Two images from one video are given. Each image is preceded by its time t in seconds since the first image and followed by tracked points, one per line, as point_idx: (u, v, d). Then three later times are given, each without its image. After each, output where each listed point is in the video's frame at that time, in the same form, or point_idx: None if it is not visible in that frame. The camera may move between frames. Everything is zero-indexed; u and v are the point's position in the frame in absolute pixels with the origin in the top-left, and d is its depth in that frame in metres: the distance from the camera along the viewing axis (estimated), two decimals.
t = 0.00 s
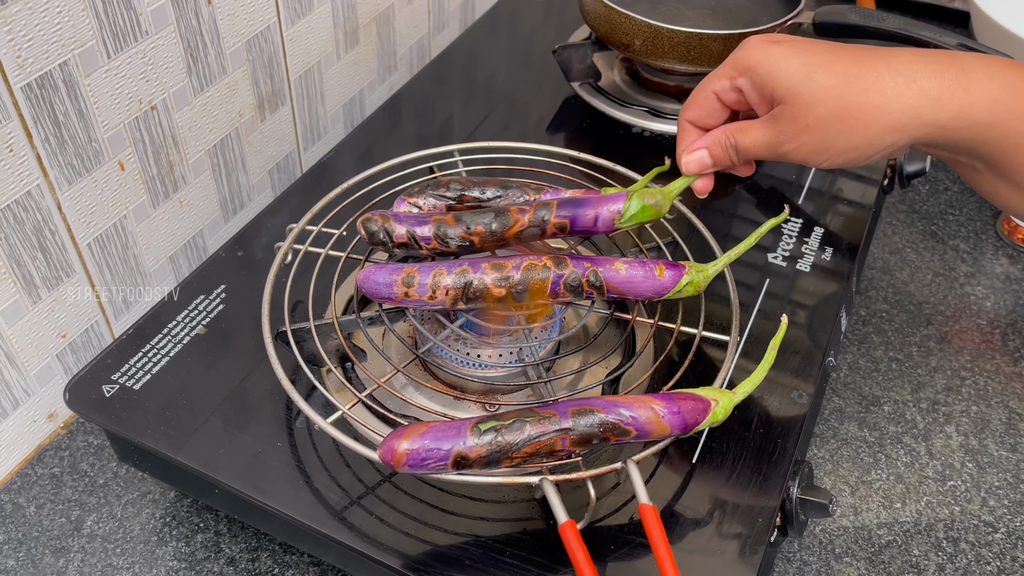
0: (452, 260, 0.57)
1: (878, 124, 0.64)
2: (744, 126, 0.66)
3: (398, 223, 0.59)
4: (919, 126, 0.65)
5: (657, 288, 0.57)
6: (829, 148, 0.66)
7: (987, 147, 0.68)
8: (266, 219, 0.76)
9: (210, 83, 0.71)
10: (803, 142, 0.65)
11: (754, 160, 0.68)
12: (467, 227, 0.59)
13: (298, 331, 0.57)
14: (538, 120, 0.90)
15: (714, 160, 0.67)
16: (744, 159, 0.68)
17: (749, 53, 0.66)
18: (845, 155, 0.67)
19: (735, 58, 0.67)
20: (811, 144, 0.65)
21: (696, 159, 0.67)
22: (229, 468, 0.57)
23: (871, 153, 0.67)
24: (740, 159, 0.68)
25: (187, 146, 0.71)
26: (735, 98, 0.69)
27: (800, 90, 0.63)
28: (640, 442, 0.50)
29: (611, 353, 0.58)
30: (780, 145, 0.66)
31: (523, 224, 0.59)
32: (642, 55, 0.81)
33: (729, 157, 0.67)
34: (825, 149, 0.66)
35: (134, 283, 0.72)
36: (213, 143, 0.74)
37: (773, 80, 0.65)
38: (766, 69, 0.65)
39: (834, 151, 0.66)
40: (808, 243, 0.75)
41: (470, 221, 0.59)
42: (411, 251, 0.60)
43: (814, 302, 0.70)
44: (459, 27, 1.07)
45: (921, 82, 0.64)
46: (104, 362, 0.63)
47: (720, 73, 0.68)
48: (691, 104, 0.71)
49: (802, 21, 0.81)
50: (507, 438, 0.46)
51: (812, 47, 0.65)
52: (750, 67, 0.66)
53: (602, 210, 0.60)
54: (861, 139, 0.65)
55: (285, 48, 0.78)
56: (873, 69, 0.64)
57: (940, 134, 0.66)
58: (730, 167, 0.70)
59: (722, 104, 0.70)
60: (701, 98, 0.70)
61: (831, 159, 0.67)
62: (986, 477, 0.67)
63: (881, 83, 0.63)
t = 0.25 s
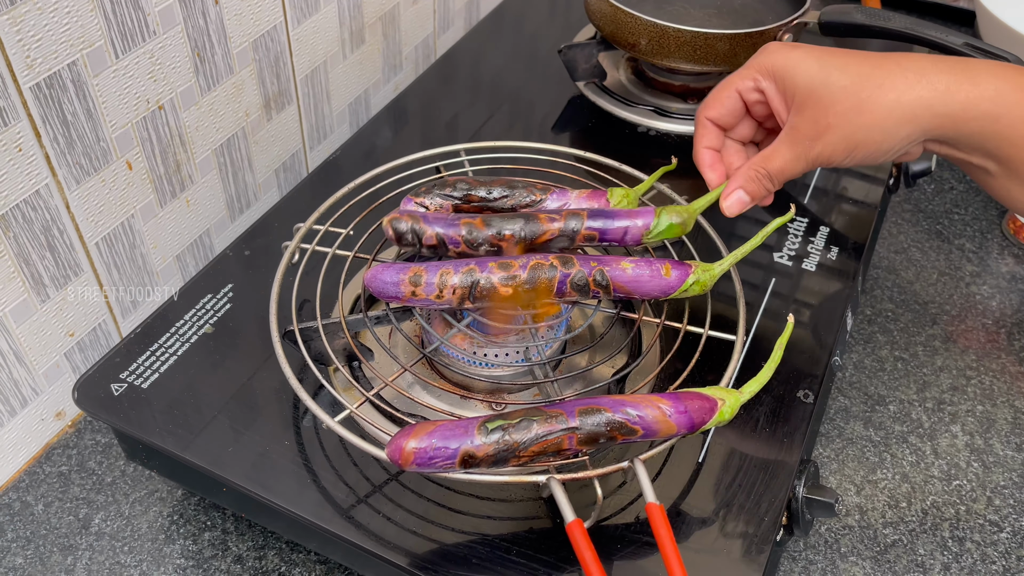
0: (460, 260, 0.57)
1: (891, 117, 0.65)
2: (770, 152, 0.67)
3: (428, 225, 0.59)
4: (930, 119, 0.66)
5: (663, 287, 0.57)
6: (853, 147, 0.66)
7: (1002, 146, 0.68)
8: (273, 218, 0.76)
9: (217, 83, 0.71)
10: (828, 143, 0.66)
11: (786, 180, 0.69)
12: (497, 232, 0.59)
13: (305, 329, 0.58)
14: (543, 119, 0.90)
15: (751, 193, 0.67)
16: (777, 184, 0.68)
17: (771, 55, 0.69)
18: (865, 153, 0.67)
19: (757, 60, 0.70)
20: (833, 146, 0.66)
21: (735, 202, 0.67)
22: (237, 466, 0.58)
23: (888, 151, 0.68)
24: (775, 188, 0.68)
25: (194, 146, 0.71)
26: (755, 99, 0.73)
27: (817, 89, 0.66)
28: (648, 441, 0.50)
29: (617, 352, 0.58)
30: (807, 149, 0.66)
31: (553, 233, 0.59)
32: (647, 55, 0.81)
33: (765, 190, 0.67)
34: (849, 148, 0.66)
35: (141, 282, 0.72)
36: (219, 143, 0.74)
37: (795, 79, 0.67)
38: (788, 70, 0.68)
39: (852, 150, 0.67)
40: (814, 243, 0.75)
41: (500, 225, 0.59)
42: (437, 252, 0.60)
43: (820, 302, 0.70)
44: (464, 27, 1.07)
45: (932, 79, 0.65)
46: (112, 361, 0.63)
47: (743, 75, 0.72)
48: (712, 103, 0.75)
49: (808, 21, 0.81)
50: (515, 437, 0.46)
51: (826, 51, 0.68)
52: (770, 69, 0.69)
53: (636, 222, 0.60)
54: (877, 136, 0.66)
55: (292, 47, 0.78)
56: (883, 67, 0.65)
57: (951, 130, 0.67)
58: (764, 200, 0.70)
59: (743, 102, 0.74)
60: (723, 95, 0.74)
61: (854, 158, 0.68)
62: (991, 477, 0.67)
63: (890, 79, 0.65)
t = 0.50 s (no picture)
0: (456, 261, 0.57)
1: (884, 130, 0.66)
2: (763, 150, 0.68)
3: (430, 213, 0.59)
4: (922, 134, 0.67)
5: (659, 288, 0.57)
6: (845, 155, 0.68)
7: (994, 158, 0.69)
8: (271, 219, 0.76)
9: (215, 83, 0.71)
10: (821, 149, 0.67)
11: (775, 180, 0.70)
12: (499, 225, 0.60)
13: (301, 331, 0.58)
14: (542, 119, 0.90)
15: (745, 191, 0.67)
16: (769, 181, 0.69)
17: (775, 60, 0.70)
18: (855, 162, 0.69)
19: (762, 67, 0.70)
20: (825, 152, 0.67)
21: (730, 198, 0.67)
22: (233, 467, 0.58)
23: (879, 163, 0.70)
24: (767, 185, 0.69)
25: (192, 146, 0.72)
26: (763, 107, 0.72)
27: (815, 96, 0.67)
28: (643, 442, 0.50)
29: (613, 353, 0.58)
30: (802, 154, 0.68)
31: (553, 231, 0.60)
32: (645, 55, 0.81)
33: (757, 185, 0.68)
34: (841, 155, 0.68)
35: (139, 283, 0.72)
36: (217, 143, 0.74)
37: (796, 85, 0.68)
38: (790, 75, 0.68)
39: (844, 157, 0.68)
40: (812, 243, 0.75)
41: (502, 220, 0.60)
42: (436, 245, 0.60)
43: (817, 302, 0.70)
44: (463, 27, 1.07)
45: (926, 95, 0.66)
46: (109, 361, 0.63)
47: (748, 82, 0.71)
48: (721, 116, 0.72)
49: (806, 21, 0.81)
50: (509, 438, 0.46)
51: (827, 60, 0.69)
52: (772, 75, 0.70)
53: (630, 226, 0.61)
54: (869, 145, 0.67)
55: (290, 48, 0.78)
56: (881, 79, 0.66)
57: (942, 144, 0.68)
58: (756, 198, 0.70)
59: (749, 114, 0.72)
60: (731, 105, 0.72)
61: (844, 166, 0.69)
62: (989, 478, 0.67)
63: (886, 92, 0.66)
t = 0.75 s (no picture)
0: (462, 256, 0.57)
1: (871, 154, 0.65)
2: (754, 162, 0.68)
3: (434, 211, 0.59)
4: (908, 159, 0.66)
5: (665, 283, 0.57)
6: (831, 173, 0.68)
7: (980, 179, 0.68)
8: (276, 215, 0.76)
9: (219, 79, 0.71)
10: (809, 167, 0.67)
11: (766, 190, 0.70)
12: (503, 227, 0.60)
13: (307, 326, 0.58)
14: (546, 116, 0.90)
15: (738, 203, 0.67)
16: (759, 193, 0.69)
17: (771, 73, 0.67)
18: (842, 179, 0.69)
19: (759, 78, 0.68)
20: (812, 169, 0.67)
21: (724, 210, 0.67)
22: (238, 462, 0.58)
23: (864, 181, 0.69)
24: (758, 195, 0.69)
25: (196, 143, 0.72)
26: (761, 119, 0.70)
27: (805, 117, 0.65)
28: (648, 438, 0.50)
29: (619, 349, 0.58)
30: (790, 170, 0.67)
31: (557, 234, 0.60)
32: (650, 52, 0.81)
33: (748, 198, 0.68)
34: (827, 173, 0.67)
35: (144, 279, 0.72)
36: (222, 139, 0.74)
37: (788, 102, 0.66)
38: (785, 88, 0.66)
39: (829, 175, 0.68)
40: (817, 240, 0.75)
41: (506, 222, 0.60)
42: (439, 243, 0.59)
43: (822, 299, 0.70)
44: (467, 24, 1.07)
45: (915, 120, 0.65)
46: (114, 357, 0.64)
47: (746, 94, 0.69)
48: (723, 129, 0.70)
49: (812, 17, 0.80)
50: (516, 433, 0.46)
51: (822, 74, 0.66)
52: (767, 88, 0.68)
53: (634, 231, 0.61)
54: (854, 167, 0.67)
55: (294, 44, 0.78)
56: (872, 102, 0.65)
57: (929, 167, 0.67)
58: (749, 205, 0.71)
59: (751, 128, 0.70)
60: (733, 118, 0.69)
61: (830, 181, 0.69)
62: (995, 475, 0.67)
63: (875, 116, 0.64)
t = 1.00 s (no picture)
0: (469, 257, 0.57)
1: (912, 132, 0.63)
2: (789, 127, 0.69)
3: (444, 233, 0.58)
4: (952, 140, 0.62)
5: (671, 284, 0.57)
6: (866, 145, 0.66)
7: None
8: (282, 215, 0.77)
9: (226, 80, 0.71)
10: (845, 138, 0.66)
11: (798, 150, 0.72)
12: (510, 242, 0.59)
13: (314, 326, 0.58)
14: (551, 116, 0.90)
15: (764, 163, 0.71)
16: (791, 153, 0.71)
17: (819, 34, 0.65)
18: (881, 152, 0.67)
19: (805, 35, 0.66)
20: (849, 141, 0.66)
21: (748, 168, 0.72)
22: (246, 461, 0.58)
23: (906, 155, 0.66)
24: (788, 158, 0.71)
25: (203, 143, 0.72)
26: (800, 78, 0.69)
27: (851, 86, 0.63)
28: (655, 437, 0.50)
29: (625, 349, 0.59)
30: (824, 140, 0.67)
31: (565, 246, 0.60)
32: (655, 52, 0.81)
33: (777, 160, 0.71)
34: (862, 146, 0.66)
35: (151, 279, 0.73)
36: (228, 140, 0.74)
37: (834, 68, 0.64)
38: (831, 53, 0.64)
39: (865, 147, 0.66)
40: (822, 240, 0.75)
41: (514, 236, 0.60)
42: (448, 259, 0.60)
43: (827, 300, 0.70)
44: (471, 24, 1.07)
45: (966, 100, 0.61)
46: (123, 357, 0.64)
47: (790, 50, 0.67)
48: (757, 85, 0.70)
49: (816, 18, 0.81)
50: (523, 432, 0.46)
51: (876, 39, 0.63)
52: (812, 49, 0.66)
53: (644, 240, 0.61)
54: (893, 143, 0.65)
55: (301, 45, 0.78)
56: (923, 76, 0.61)
57: (972, 152, 0.63)
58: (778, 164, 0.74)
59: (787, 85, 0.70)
60: (768, 75, 0.69)
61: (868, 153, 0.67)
62: (999, 474, 0.67)
63: (924, 93, 0.61)
